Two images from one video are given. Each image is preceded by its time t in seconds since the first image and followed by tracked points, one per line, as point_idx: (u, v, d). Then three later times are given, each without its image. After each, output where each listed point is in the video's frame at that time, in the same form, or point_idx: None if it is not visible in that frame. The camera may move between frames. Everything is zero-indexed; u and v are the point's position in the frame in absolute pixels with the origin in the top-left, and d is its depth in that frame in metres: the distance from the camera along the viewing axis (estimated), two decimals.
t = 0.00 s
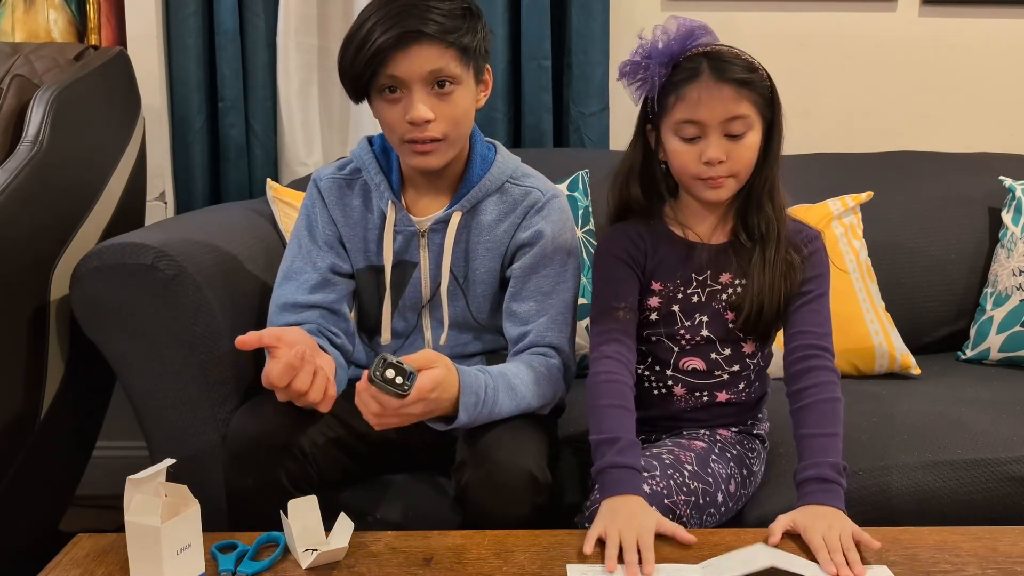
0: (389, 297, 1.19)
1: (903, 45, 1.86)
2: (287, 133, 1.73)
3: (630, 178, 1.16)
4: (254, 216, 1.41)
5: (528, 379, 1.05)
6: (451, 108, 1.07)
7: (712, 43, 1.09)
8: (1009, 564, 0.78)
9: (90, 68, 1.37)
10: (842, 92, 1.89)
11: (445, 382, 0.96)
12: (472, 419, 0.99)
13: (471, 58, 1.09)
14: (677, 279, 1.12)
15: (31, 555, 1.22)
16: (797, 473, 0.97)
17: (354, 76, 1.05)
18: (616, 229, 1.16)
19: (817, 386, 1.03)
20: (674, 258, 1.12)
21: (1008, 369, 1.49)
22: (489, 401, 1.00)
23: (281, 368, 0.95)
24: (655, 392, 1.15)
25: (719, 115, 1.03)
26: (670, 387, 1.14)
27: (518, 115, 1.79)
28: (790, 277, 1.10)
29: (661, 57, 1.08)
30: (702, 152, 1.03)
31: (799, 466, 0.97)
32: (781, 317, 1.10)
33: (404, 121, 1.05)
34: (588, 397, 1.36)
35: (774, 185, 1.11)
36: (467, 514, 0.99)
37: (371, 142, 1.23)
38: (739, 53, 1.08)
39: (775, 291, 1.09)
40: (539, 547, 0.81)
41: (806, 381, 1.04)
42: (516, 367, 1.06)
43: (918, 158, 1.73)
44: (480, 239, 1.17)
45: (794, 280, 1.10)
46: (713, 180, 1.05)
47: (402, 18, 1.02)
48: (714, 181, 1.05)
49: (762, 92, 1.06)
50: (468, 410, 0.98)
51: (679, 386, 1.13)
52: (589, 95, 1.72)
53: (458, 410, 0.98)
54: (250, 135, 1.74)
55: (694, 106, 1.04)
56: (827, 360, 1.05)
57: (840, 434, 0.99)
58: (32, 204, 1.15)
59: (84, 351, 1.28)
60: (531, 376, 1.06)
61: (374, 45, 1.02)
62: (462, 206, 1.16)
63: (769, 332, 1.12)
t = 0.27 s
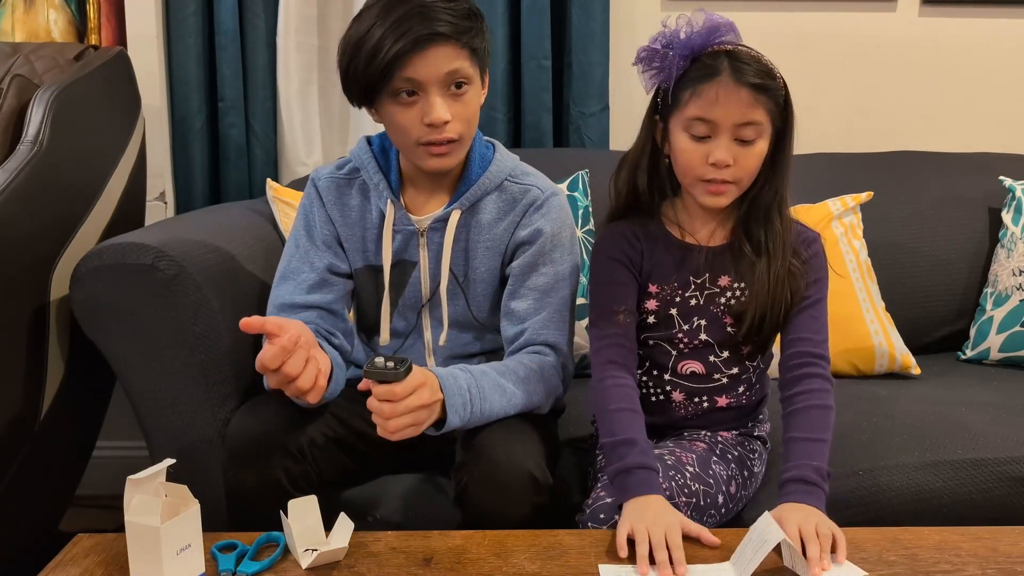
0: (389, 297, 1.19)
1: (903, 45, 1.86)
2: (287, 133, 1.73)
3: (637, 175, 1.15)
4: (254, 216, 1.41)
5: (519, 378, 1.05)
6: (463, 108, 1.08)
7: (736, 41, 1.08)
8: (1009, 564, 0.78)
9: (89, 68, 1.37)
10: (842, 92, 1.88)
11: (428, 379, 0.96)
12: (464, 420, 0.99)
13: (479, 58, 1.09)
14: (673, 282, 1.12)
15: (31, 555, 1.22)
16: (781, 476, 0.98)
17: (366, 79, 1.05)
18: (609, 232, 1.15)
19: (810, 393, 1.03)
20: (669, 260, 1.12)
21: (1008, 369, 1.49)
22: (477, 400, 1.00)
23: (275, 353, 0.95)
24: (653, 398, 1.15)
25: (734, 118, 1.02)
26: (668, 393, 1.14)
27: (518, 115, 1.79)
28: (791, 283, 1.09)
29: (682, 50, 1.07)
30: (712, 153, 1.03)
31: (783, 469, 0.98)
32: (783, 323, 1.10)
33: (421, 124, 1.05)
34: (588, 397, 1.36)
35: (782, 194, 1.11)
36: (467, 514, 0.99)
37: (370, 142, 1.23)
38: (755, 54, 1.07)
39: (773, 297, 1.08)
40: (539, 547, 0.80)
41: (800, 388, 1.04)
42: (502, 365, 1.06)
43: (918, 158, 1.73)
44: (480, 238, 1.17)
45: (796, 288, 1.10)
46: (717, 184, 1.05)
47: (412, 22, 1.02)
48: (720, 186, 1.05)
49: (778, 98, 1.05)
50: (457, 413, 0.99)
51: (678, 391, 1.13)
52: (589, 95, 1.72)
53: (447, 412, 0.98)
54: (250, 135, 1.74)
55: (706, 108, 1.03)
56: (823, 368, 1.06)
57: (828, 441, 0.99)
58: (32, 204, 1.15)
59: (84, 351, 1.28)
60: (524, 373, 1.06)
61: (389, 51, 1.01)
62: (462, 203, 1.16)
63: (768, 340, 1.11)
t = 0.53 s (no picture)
0: (390, 297, 1.19)
1: (903, 45, 1.86)
2: (287, 133, 1.73)
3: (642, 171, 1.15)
4: (254, 216, 1.41)
5: (521, 379, 1.05)
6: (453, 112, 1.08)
7: (749, 43, 1.08)
8: (1009, 563, 0.78)
9: (89, 68, 1.37)
10: (842, 92, 1.89)
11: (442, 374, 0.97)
12: (466, 421, 1.00)
13: (471, 62, 1.09)
14: (672, 283, 1.12)
15: (31, 554, 1.22)
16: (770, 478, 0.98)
17: (354, 83, 1.05)
18: (607, 234, 1.15)
19: (801, 398, 1.04)
20: (668, 260, 1.12)
21: (1008, 369, 1.49)
22: (479, 400, 1.01)
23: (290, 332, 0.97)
24: (653, 399, 1.14)
25: (732, 118, 1.02)
26: (667, 393, 1.14)
27: (518, 115, 1.79)
28: (791, 288, 1.10)
29: (695, 43, 1.08)
30: (705, 150, 1.03)
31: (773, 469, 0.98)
32: (784, 328, 1.10)
33: (406, 129, 1.05)
34: (588, 397, 1.36)
35: (786, 199, 1.11)
36: (467, 514, 0.99)
37: (370, 142, 1.23)
38: (766, 55, 1.07)
39: (774, 305, 1.08)
40: (539, 547, 0.80)
41: (793, 391, 1.05)
42: (501, 365, 1.06)
43: (918, 159, 1.73)
44: (480, 238, 1.17)
45: (796, 292, 1.10)
46: (707, 182, 1.05)
47: (403, 26, 1.02)
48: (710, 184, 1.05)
49: (782, 106, 1.05)
50: (461, 414, 0.99)
51: (676, 392, 1.13)
52: (589, 95, 1.72)
53: (450, 413, 0.98)
54: (250, 135, 1.74)
55: (705, 105, 1.03)
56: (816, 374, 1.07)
57: (818, 446, 1.00)
58: (32, 204, 1.15)
59: (83, 351, 1.28)
60: (525, 373, 1.06)
61: (376, 54, 1.01)
62: (463, 204, 1.16)
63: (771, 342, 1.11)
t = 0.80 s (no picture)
0: (390, 297, 1.19)
1: (903, 45, 1.86)
2: (287, 133, 1.73)
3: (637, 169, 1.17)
4: (254, 216, 1.41)
5: (520, 378, 1.05)
6: (452, 114, 1.08)
7: (745, 43, 1.09)
8: (1009, 564, 0.78)
9: (89, 68, 1.37)
10: (842, 92, 1.88)
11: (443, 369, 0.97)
12: (466, 420, 1.00)
13: (470, 64, 1.09)
14: (658, 281, 1.13)
15: (32, 554, 1.22)
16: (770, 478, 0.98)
17: (352, 87, 1.04)
18: (591, 236, 1.17)
19: (798, 398, 1.04)
20: (654, 257, 1.13)
21: (1008, 369, 1.49)
22: (479, 399, 1.00)
23: (329, 346, 0.93)
24: (644, 399, 1.15)
25: (710, 114, 1.03)
26: (658, 393, 1.14)
27: (518, 115, 1.79)
28: (786, 289, 1.09)
29: (693, 37, 1.09)
30: (681, 143, 1.05)
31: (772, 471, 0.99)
32: (778, 330, 1.09)
33: (406, 132, 1.05)
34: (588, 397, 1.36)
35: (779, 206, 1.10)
36: (467, 514, 0.99)
37: (370, 142, 1.23)
38: (761, 58, 1.07)
39: (766, 309, 1.08)
40: (539, 547, 0.80)
41: (788, 392, 1.05)
42: (500, 365, 1.06)
43: (918, 159, 1.73)
44: (480, 238, 1.17)
45: (791, 293, 1.09)
46: (683, 176, 1.06)
47: (401, 29, 1.01)
48: (685, 178, 1.06)
49: (769, 109, 1.05)
50: (461, 413, 0.99)
51: (668, 392, 1.13)
52: (589, 95, 1.72)
53: (450, 412, 0.98)
54: (250, 135, 1.73)
55: (687, 100, 1.05)
56: (811, 374, 1.07)
57: (817, 446, 1.00)
58: (32, 204, 1.15)
59: (84, 351, 1.28)
60: (525, 373, 1.06)
61: (375, 57, 1.01)
62: (463, 204, 1.16)
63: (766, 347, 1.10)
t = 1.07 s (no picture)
0: (391, 297, 1.19)
1: (903, 45, 1.86)
2: (287, 133, 1.73)
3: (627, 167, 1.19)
4: (254, 216, 1.41)
5: (520, 377, 1.05)
6: (456, 112, 1.08)
7: (730, 44, 1.10)
8: (1009, 564, 0.78)
9: (89, 68, 1.37)
10: (843, 92, 1.88)
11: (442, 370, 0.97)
12: (467, 422, 1.00)
13: (471, 63, 1.09)
14: (641, 278, 1.14)
15: (32, 554, 1.22)
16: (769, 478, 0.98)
17: (355, 88, 1.04)
18: (574, 235, 1.19)
19: (790, 397, 1.04)
20: (637, 253, 1.15)
21: (1008, 369, 1.49)
22: (480, 400, 1.00)
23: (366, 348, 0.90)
24: (630, 401, 1.14)
25: (693, 113, 1.05)
26: (643, 394, 1.13)
27: (518, 115, 1.79)
28: (767, 289, 1.10)
29: (679, 38, 1.11)
30: (665, 143, 1.07)
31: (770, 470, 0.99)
32: (759, 331, 1.10)
33: (409, 131, 1.05)
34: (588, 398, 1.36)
35: (762, 207, 1.12)
36: (467, 514, 0.99)
37: (370, 142, 1.23)
38: (746, 59, 1.08)
39: (747, 308, 1.09)
40: (539, 547, 0.81)
41: (781, 391, 1.06)
42: (502, 366, 1.06)
43: (918, 159, 1.73)
44: (481, 238, 1.17)
45: (773, 293, 1.10)
46: (669, 175, 1.08)
47: (403, 28, 1.01)
48: (670, 177, 1.08)
49: (752, 110, 1.07)
50: (463, 414, 0.99)
51: (653, 393, 1.13)
52: (589, 95, 1.72)
53: (451, 414, 0.98)
54: (250, 135, 1.73)
55: (671, 100, 1.06)
56: (801, 373, 1.07)
57: (812, 444, 1.00)
58: (33, 204, 1.15)
59: (84, 350, 1.28)
60: (524, 373, 1.06)
61: (377, 57, 1.01)
62: (463, 205, 1.16)
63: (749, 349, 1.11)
